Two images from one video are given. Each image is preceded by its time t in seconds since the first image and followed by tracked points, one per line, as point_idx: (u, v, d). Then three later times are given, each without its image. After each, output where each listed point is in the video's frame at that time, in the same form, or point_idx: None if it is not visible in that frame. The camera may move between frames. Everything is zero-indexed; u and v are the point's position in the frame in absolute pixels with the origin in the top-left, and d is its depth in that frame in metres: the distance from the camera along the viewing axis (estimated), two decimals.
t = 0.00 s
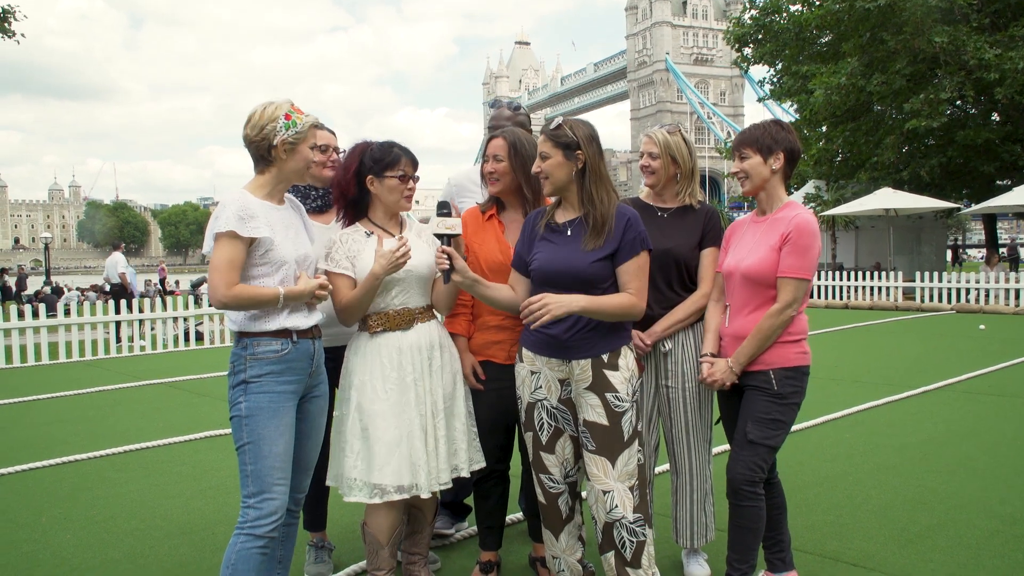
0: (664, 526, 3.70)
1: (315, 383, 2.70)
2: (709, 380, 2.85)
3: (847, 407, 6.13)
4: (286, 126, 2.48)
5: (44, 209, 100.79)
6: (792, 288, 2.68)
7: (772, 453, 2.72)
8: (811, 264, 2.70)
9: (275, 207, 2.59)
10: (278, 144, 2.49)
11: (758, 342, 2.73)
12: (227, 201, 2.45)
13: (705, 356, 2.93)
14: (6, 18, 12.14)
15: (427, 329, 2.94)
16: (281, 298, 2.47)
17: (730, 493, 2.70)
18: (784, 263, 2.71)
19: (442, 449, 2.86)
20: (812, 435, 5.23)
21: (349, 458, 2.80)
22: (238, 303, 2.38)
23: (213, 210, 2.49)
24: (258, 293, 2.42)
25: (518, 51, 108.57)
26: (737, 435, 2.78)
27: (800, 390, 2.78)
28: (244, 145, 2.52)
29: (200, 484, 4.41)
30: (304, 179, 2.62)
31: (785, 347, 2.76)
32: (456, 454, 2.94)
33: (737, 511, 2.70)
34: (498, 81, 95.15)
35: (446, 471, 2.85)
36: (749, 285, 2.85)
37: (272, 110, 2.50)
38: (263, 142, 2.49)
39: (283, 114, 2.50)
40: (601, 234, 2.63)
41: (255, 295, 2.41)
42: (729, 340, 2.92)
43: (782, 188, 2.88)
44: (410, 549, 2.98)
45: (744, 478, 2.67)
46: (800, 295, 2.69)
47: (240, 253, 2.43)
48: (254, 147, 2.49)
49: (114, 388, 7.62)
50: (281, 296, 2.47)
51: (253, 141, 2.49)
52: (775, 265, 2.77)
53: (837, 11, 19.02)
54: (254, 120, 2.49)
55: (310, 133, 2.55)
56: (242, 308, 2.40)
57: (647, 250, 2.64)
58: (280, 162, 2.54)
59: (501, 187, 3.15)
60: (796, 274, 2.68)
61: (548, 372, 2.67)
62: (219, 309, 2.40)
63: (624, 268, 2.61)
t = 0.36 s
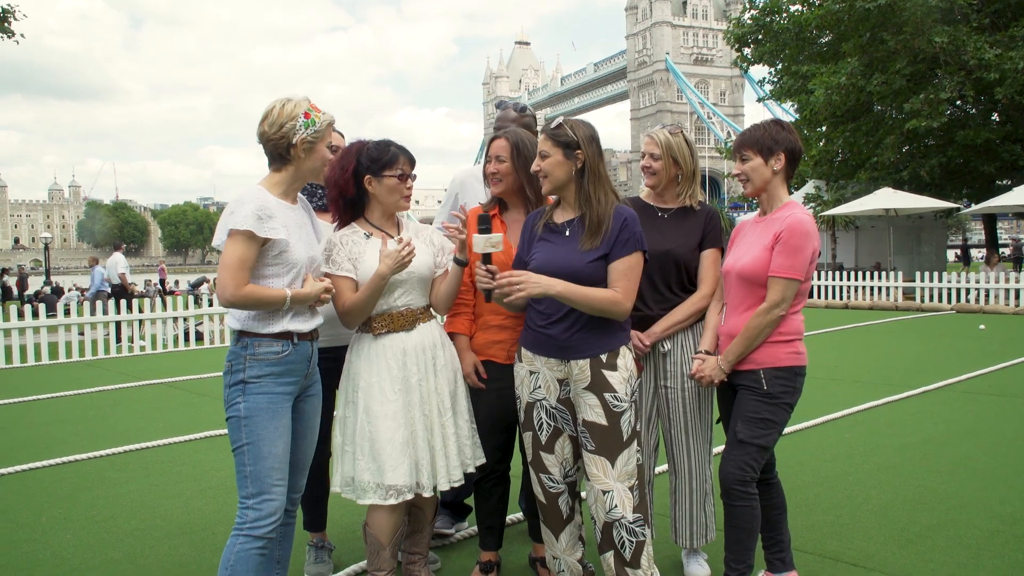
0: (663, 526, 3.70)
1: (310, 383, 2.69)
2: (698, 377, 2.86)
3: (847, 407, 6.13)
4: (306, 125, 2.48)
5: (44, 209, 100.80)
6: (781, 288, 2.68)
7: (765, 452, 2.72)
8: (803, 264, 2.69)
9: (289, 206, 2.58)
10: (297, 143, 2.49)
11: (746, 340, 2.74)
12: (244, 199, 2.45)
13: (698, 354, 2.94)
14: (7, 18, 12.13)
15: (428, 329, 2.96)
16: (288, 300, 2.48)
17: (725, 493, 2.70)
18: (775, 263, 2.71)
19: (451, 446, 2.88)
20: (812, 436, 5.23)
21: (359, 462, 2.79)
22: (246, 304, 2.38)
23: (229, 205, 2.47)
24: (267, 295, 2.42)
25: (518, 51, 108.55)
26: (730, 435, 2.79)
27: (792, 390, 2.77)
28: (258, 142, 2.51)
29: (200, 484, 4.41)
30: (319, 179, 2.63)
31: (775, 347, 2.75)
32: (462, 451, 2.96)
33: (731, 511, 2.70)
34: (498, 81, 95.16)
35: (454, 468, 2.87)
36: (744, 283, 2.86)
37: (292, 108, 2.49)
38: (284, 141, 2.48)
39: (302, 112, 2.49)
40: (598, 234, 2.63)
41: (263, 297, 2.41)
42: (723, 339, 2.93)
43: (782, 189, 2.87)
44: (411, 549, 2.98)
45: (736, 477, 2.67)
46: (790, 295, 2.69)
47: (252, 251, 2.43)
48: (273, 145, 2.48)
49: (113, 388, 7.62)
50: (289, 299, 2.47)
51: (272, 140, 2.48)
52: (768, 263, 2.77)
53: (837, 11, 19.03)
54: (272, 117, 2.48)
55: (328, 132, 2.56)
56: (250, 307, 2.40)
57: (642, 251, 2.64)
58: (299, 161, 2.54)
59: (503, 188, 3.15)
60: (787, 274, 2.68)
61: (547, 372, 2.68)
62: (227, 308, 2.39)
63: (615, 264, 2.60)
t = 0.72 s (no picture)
0: (663, 526, 3.70)
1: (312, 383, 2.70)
2: (702, 377, 2.86)
3: (847, 407, 6.13)
4: (317, 127, 2.47)
5: (44, 209, 100.84)
6: (786, 288, 2.68)
7: (767, 453, 2.72)
8: (808, 264, 2.69)
9: (295, 206, 2.59)
10: (305, 145, 2.49)
11: (751, 340, 2.73)
12: (258, 201, 2.44)
13: (701, 354, 2.94)
14: (6, 18, 12.13)
15: (431, 330, 2.97)
16: (300, 300, 2.47)
17: (726, 493, 2.70)
18: (779, 263, 2.71)
19: (450, 445, 2.89)
20: (812, 436, 5.23)
21: (364, 461, 2.79)
22: (259, 306, 2.38)
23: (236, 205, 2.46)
24: (281, 296, 2.41)
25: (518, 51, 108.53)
26: (732, 435, 2.79)
27: (796, 391, 2.78)
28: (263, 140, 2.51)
29: (200, 484, 4.41)
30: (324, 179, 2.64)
31: (779, 348, 2.76)
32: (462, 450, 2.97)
33: (732, 512, 2.70)
34: (499, 81, 95.17)
35: (453, 467, 2.89)
36: (747, 284, 2.86)
37: (301, 108, 2.47)
38: (293, 145, 2.48)
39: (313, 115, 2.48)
40: (592, 234, 2.63)
41: (277, 298, 2.40)
42: (726, 339, 2.93)
43: (783, 189, 2.88)
44: (411, 549, 2.98)
45: (738, 478, 2.67)
46: (796, 295, 2.69)
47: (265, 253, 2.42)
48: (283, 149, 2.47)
49: (113, 388, 7.62)
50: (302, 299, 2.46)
51: (281, 142, 2.47)
52: (772, 264, 2.77)
53: (837, 11, 19.02)
54: (280, 119, 2.46)
55: (335, 132, 2.56)
56: (266, 309, 2.39)
57: (636, 249, 2.63)
58: (308, 162, 2.54)
59: (504, 188, 3.15)
60: (791, 274, 2.68)
61: (545, 372, 2.68)
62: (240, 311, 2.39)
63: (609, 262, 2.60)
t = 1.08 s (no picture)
0: (663, 526, 3.70)
1: (317, 383, 2.70)
2: (707, 378, 2.85)
3: (847, 407, 6.13)
4: (306, 126, 2.47)
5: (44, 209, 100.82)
6: (791, 287, 2.68)
7: (771, 454, 2.72)
8: (811, 263, 2.70)
9: (287, 206, 2.58)
10: (296, 145, 2.49)
11: (756, 340, 2.73)
12: (246, 202, 2.44)
13: (704, 356, 2.94)
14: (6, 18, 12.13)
15: (431, 331, 2.99)
16: (292, 297, 2.49)
17: (729, 494, 2.70)
18: (782, 262, 2.71)
19: (455, 443, 2.91)
20: (812, 436, 5.23)
21: (370, 462, 2.79)
22: (251, 306, 2.39)
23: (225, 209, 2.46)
24: (274, 294, 2.44)
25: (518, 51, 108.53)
26: (737, 436, 2.78)
27: (800, 391, 2.78)
28: (252, 136, 2.51)
29: (199, 484, 4.41)
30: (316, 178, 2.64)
31: (784, 348, 2.76)
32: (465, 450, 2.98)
33: (735, 513, 2.70)
34: (498, 81, 95.16)
35: (459, 464, 2.90)
36: (749, 284, 2.86)
37: (290, 108, 2.47)
38: (283, 144, 2.48)
39: (303, 113, 2.48)
40: (591, 233, 2.63)
41: (269, 297, 2.43)
42: (729, 340, 2.92)
43: (782, 189, 2.88)
44: (411, 549, 2.98)
45: (742, 479, 2.66)
46: (799, 294, 2.69)
47: (254, 254, 2.43)
48: (272, 149, 2.47)
49: (112, 388, 7.61)
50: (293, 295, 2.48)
51: (271, 142, 2.47)
52: (774, 263, 2.77)
53: (837, 11, 19.02)
54: (271, 118, 2.46)
55: (326, 129, 2.56)
56: (257, 310, 2.41)
57: (635, 249, 2.63)
58: (299, 162, 2.54)
59: (502, 188, 3.15)
60: (795, 273, 2.68)
61: (544, 372, 2.68)
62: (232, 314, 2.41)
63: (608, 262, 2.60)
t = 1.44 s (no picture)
0: (663, 526, 3.70)
1: (316, 383, 2.70)
2: (708, 379, 2.84)
3: (847, 407, 6.13)
4: (301, 123, 2.47)
5: (44, 209, 100.80)
6: (792, 286, 2.68)
7: (773, 455, 2.72)
8: (812, 262, 2.70)
9: (283, 204, 2.58)
10: (291, 142, 2.49)
11: (758, 340, 2.73)
12: (240, 201, 2.44)
13: (705, 356, 2.93)
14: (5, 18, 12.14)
15: (429, 331, 2.98)
16: (290, 297, 2.48)
17: (731, 495, 2.70)
18: (784, 261, 2.71)
19: (453, 442, 2.92)
20: (812, 436, 5.23)
21: (370, 463, 2.79)
22: (247, 306, 2.40)
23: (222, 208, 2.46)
24: (271, 294, 2.44)
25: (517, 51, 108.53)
26: (739, 436, 2.78)
27: (802, 391, 2.78)
28: (251, 136, 2.51)
29: (199, 484, 4.41)
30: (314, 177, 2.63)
31: (786, 347, 2.76)
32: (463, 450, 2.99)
33: (737, 513, 2.70)
34: (498, 81, 95.15)
35: (457, 463, 2.91)
36: (749, 284, 2.86)
37: (285, 106, 2.48)
38: (279, 142, 2.48)
39: (297, 110, 2.48)
40: (594, 233, 2.63)
41: (267, 296, 2.43)
42: (729, 340, 2.92)
43: (781, 188, 2.88)
44: (411, 549, 2.98)
45: (745, 480, 2.66)
46: (801, 293, 2.69)
47: (250, 253, 2.43)
48: (268, 147, 2.48)
49: (112, 387, 7.61)
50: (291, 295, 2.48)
51: (267, 140, 2.48)
52: (774, 262, 2.77)
53: (836, 11, 19.02)
54: (266, 116, 2.47)
55: (323, 127, 2.55)
56: (253, 310, 2.42)
57: (638, 249, 2.63)
58: (295, 160, 2.54)
59: (500, 188, 3.15)
60: (797, 272, 2.68)
61: (545, 373, 2.68)
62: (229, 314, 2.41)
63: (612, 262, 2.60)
